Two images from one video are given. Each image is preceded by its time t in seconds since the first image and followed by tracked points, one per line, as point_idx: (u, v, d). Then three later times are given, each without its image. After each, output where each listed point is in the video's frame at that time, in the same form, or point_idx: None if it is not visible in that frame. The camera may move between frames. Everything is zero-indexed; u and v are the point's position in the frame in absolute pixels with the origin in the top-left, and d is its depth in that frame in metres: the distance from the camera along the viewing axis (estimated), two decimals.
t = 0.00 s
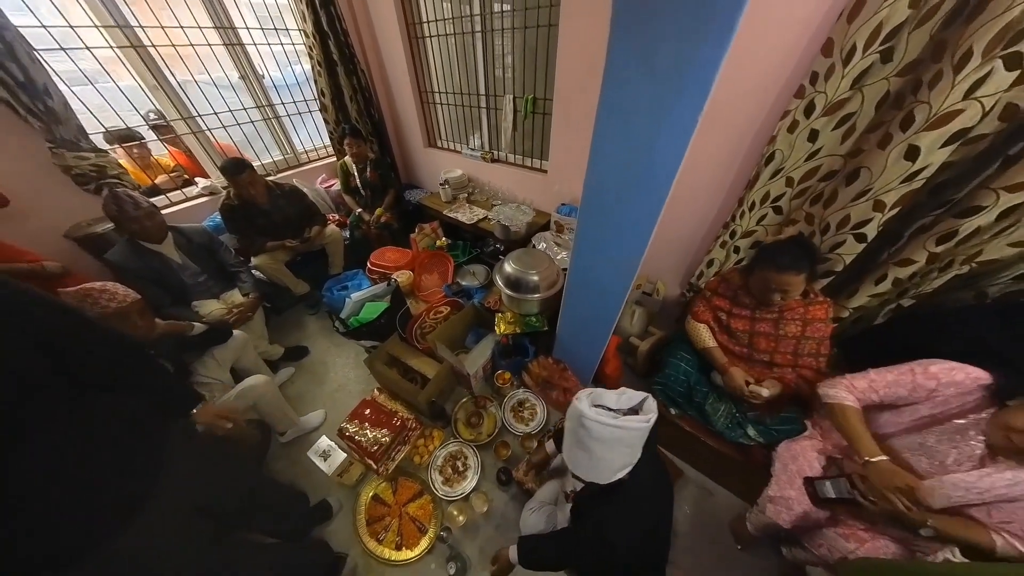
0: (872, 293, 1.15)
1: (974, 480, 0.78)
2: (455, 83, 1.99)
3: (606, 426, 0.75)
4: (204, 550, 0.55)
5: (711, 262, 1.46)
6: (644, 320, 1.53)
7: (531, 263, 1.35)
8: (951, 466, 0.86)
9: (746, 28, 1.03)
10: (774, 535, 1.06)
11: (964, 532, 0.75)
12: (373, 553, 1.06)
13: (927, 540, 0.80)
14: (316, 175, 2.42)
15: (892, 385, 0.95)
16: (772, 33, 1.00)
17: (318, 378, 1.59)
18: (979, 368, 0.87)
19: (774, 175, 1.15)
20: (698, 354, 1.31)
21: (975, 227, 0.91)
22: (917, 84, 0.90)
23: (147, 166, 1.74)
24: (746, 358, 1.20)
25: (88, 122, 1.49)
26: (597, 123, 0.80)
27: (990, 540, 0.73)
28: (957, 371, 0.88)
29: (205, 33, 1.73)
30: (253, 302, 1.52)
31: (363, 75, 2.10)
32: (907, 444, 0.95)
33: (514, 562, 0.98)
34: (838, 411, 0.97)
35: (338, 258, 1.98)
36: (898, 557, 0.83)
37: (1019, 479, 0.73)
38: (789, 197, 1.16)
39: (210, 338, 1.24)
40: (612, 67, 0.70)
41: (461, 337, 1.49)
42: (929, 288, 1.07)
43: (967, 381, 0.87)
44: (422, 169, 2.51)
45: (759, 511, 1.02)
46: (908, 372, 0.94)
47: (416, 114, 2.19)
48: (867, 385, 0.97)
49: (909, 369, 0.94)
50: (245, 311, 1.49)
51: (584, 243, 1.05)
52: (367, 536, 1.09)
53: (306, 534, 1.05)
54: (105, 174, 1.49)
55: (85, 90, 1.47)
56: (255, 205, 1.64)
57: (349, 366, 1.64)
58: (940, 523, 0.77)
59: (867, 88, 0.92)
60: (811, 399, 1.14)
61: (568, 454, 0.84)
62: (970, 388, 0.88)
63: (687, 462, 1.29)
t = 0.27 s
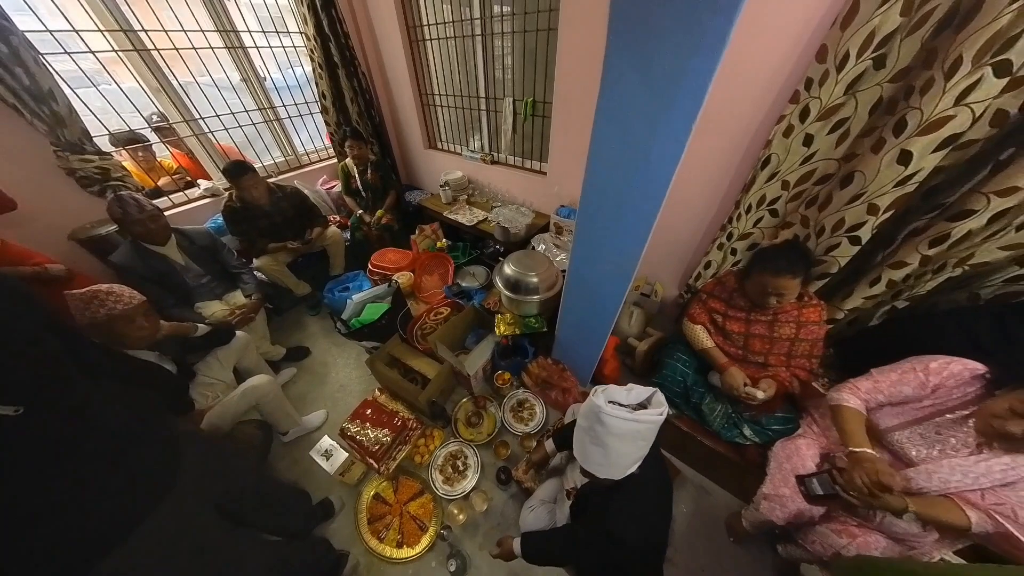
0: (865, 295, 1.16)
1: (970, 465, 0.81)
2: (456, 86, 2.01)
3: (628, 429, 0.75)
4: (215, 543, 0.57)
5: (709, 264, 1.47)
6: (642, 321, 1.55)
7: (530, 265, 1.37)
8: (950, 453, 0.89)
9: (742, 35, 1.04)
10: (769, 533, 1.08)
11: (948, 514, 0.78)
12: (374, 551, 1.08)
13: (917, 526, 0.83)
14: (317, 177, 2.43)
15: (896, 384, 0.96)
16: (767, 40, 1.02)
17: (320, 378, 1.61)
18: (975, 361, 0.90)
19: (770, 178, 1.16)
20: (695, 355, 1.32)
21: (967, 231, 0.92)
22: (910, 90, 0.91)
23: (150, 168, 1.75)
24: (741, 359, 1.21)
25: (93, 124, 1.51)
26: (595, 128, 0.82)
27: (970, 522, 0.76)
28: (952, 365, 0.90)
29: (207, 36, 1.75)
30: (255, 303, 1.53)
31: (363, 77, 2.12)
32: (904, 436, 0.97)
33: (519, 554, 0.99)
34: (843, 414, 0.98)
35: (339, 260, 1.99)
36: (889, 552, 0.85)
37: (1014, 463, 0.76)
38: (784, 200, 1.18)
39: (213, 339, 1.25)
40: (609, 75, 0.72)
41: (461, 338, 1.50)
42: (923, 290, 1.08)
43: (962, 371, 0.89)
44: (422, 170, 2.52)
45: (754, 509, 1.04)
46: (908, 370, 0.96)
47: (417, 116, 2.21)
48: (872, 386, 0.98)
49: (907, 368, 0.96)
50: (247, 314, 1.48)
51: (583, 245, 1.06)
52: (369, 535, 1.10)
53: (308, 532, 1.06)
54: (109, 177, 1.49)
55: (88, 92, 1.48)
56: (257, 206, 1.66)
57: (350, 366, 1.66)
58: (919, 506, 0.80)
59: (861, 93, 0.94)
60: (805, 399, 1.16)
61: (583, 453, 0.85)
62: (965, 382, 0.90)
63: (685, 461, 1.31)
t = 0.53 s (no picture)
0: (865, 296, 1.15)
1: (953, 475, 0.83)
2: (454, 86, 2.00)
3: (618, 442, 0.76)
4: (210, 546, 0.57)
5: (707, 265, 1.47)
6: (641, 322, 1.55)
7: (529, 266, 1.37)
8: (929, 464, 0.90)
9: (740, 36, 1.04)
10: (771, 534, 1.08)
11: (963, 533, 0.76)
12: (372, 553, 1.08)
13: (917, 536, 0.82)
14: (316, 177, 2.43)
15: (865, 379, 1.00)
16: (765, 41, 1.02)
17: (318, 379, 1.61)
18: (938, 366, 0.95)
19: (768, 179, 1.16)
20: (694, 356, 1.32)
21: (966, 232, 0.92)
22: (908, 91, 0.91)
23: (149, 168, 1.76)
24: (741, 360, 1.21)
25: (90, 125, 1.51)
26: (592, 130, 0.82)
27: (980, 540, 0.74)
28: (918, 368, 0.96)
29: (206, 37, 1.74)
30: (253, 304, 1.53)
31: (362, 78, 2.12)
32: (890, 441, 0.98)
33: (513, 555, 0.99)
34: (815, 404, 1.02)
35: (338, 260, 1.99)
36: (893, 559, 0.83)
37: (996, 471, 0.79)
38: (783, 201, 1.18)
39: (210, 340, 1.25)
40: (606, 77, 0.72)
41: (459, 338, 1.50)
42: (922, 291, 1.08)
43: (931, 377, 0.94)
44: (421, 171, 2.52)
45: (756, 508, 1.03)
46: (880, 369, 1.00)
47: (416, 116, 2.21)
48: (846, 377, 1.02)
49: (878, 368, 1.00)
50: (246, 314, 1.48)
51: (581, 247, 1.06)
52: (367, 537, 1.10)
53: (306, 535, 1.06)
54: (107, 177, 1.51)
55: (86, 93, 1.48)
56: (256, 207, 1.66)
57: (349, 368, 1.65)
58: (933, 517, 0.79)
59: (859, 95, 0.94)
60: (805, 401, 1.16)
61: (574, 457, 0.87)
62: (938, 385, 0.94)
63: (683, 463, 1.31)
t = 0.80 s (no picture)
0: (865, 296, 1.15)
1: (940, 481, 0.83)
2: (453, 86, 2.00)
3: (576, 455, 0.79)
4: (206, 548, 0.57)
5: (707, 265, 1.47)
6: (640, 322, 1.55)
7: (527, 266, 1.36)
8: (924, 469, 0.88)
9: (738, 35, 1.04)
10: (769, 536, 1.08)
11: (958, 545, 0.75)
12: (369, 555, 1.07)
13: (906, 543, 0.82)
14: (314, 178, 2.42)
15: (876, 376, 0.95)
16: (765, 40, 1.01)
17: (317, 380, 1.60)
18: (936, 370, 0.93)
19: (767, 179, 1.16)
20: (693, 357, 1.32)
21: (966, 232, 0.91)
22: (908, 90, 0.91)
23: (147, 169, 1.76)
24: (739, 361, 1.20)
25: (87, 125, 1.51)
26: (589, 131, 0.81)
27: (975, 552, 0.74)
28: (923, 376, 0.92)
29: (204, 37, 1.74)
30: (252, 305, 1.53)
31: (361, 78, 2.11)
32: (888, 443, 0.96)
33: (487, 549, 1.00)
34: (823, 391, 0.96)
35: (336, 261, 1.99)
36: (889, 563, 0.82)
37: (982, 478, 0.78)
38: (782, 201, 1.17)
39: (207, 341, 1.25)
40: (603, 77, 0.72)
41: (458, 339, 1.49)
42: (922, 291, 1.07)
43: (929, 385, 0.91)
44: (420, 171, 2.51)
45: (751, 510, 1.03)
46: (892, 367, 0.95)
47: (414, 117, 2.20)
48: (863, 369, 0.96)
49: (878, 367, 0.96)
50: (243, 315, 1.48)
51: (579, 247, 1.06)
52: (364, 539, 1.10)
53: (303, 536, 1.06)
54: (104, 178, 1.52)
55: (84, 93, 1.48)
56: (254, 207, 1.66)
57: (347, 368, 1.65)
58: (920, 526, 0.78)
59: (858, 94, 0.93)
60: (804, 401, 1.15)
61: (543, 458, 0.91)
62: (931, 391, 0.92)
63: (682, 464, 1.30)
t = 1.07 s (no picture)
0: (866, 296, 1.14)
1: (939, 482, 0.83)
2: (452, 86, 2.00)
3: (551, 460, 0.78)
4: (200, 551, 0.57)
5: (707, 265, 1.46)
6: (640, 322, 1.55)
7: (527, 266, 1.36)
8: (927, 469, 0.90)
9: (738, 33, 1.03)
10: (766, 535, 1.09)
11: (935, 535, 0.78)
12: (369, 556, 1.07)
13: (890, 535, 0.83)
14: (314, 178, 2.42)
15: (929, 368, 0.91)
16: (764, 41, 1.01)
17: (316, 380, 1.60)
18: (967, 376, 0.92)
19: (767, 179, 1.15)
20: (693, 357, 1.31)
21: (967, 232, 0.91)
22: (907, 90, 0.91)
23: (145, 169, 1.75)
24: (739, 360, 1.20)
25: (86, 125, 1.51)
26: (588, 130, 0.81)
27: (952, 543, 0.76)
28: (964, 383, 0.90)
29: (203, 37, 1.74)
30: (251, 305, 1.52)
31: (360, 78, 2.11)
32: (892, 444, 0.97)
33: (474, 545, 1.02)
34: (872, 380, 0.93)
35: (336, 261, 1.98)
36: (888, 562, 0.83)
37: (981, 481, 0.78)
38: (782, 201, 1.17)
39: (206, 342, 1.25)
40: (602, 76, 0.72)
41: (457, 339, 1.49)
42: (923, 291, 1.07)
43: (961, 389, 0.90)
44: (420, 171, 2.51)
45: (748, 511, 1.03)
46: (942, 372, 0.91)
47: (414, 116, 2.20)
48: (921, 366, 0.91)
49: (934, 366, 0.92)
50: (241, 316, 1.47)
51: (579, 247, 1.05)
52: (363, 539, 1.09)
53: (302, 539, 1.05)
54: (102, 178, 1.50)
55: (82, 93, 1.48)
56: (254, 207, 1.66)
57: (347, 369, 1.65)
58: (898, 517, 0.79)
59: (858, 93, 0.93)
60: (804, 401, 1.15)
61: (518, 462, 0.91)
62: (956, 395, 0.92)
63: (681, 464, 1.30)
